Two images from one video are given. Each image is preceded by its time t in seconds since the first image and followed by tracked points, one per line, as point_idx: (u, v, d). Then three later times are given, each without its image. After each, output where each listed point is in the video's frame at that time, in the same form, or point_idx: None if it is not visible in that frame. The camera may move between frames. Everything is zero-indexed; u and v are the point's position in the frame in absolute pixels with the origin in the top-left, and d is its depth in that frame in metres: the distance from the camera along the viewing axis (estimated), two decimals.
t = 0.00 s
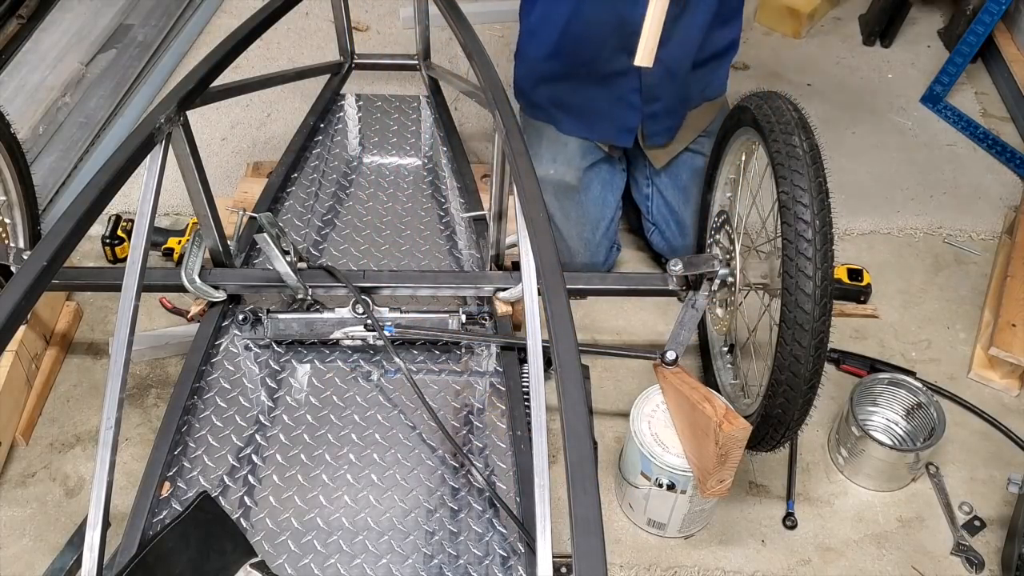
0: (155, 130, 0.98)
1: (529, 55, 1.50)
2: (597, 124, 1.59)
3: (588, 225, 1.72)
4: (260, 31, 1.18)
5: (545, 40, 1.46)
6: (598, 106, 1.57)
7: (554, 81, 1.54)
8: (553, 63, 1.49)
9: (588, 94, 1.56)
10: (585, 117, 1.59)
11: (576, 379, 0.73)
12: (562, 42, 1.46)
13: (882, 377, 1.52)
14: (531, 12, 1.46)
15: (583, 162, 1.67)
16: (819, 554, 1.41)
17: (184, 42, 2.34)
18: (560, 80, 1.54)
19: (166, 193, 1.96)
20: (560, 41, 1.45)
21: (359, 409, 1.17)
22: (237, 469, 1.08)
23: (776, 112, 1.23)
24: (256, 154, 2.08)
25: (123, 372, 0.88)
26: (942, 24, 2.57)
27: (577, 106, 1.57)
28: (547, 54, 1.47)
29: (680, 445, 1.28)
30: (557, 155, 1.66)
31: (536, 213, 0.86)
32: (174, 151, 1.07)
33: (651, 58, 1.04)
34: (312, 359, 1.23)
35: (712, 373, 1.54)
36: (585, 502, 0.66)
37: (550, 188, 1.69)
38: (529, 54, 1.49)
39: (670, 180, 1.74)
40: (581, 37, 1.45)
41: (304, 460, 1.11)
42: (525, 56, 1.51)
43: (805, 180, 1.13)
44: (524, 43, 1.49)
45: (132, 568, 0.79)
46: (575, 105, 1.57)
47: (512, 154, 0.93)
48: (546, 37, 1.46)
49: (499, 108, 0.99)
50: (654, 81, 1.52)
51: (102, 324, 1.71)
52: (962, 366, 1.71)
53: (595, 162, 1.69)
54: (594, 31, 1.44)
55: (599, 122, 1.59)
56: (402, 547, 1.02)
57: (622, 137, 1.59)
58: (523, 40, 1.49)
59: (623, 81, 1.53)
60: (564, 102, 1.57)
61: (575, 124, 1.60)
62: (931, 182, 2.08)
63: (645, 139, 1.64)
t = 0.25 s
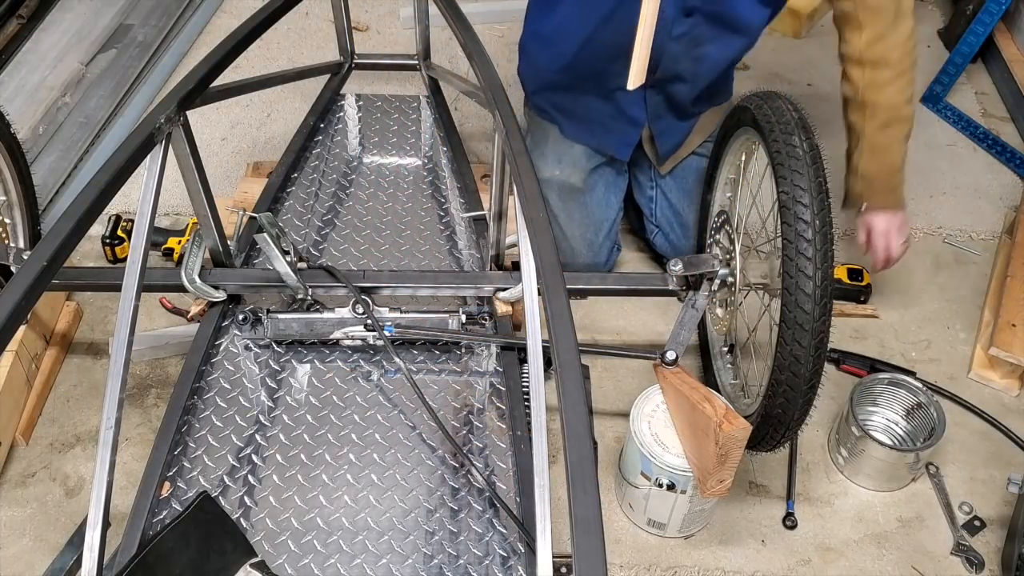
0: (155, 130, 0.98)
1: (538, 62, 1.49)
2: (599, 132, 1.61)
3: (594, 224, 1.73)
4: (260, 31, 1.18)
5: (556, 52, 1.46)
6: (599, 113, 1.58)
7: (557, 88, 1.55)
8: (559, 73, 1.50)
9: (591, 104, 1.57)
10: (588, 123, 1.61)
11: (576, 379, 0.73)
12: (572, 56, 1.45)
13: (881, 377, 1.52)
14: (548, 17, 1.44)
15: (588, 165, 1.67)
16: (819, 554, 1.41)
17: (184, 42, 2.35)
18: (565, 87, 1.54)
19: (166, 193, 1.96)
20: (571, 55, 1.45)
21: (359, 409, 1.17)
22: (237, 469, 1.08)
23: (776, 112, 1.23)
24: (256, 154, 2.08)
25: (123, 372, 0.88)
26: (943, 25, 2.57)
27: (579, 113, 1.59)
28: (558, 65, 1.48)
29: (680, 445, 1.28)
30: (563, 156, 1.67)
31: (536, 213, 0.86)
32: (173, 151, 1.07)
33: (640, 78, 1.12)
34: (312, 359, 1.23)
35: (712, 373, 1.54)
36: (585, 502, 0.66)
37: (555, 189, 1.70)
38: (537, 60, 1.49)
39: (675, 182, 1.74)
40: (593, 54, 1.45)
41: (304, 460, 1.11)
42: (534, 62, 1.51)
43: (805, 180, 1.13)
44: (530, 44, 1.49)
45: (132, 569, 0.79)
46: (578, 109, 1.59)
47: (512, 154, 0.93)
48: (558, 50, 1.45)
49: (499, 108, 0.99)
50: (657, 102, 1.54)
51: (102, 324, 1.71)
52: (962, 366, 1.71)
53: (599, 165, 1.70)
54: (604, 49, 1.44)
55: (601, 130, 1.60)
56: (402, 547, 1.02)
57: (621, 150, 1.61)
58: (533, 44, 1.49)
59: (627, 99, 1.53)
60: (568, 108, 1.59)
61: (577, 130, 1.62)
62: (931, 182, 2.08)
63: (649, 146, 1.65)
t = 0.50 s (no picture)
0: (154, 130, 0.98)
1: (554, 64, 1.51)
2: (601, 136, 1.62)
3: (599, 224, 1.73)
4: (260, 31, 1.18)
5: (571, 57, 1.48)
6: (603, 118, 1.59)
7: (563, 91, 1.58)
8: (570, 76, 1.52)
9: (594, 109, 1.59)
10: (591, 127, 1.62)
11: (576, 380, 0.73)
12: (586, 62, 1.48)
13: (882, 378, 1.52)
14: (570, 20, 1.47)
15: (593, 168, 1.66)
16: (819, 554, 1.41)
17: (184, 42, 2.35)
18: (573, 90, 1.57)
19: (166, 193, 1.96)
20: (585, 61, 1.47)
21: (359, 409, 1.17)
22: (237, 469, 1.08)
23: (776, 112, 1.23)
24: (257, 154, 2.08)
25: (122, 372, 0.88)
26: (943, 25, 2.57)
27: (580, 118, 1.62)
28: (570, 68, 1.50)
29: (680, 445, 1.28)
30: (567, 159, 1.66)
31: (536, 214, 0.86)
32: (174, 151, 1.07)
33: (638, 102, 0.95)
34: (312, 359, 1.23)
35: (712, 373, 1.54)
36: (585, 502, 0.66)
37: (558, 190, 1.69)
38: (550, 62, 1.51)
39: (677, 184, 1.74)
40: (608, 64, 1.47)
41: (304, 460, 1.11)
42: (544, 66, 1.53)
43: (805, 180, 1.13)
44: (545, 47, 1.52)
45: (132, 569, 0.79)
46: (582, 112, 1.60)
47: (512, 155, 0.93)
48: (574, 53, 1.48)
49: (499, 109, 0.99)
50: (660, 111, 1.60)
51: (102, 324, 1.71)
52: (962, 366, 1.71)
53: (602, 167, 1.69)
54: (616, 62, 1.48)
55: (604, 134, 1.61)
56: (402, 547, 1.02)
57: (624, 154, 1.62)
58: (548, 43, 1.51)
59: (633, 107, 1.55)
60: (573, 109, 1.60)
61: (579, 131, 1.63)
62: (931, 182, 2.08)
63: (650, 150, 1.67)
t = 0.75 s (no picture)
0: (155, 130, 0.98)
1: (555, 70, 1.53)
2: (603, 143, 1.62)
3: (599, 225, 1.73)
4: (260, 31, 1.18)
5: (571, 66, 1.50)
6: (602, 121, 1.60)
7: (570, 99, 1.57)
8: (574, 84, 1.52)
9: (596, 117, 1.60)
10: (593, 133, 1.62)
11: (576, 380, 0.73)
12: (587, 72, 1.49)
13: (882, 378, 1.52)
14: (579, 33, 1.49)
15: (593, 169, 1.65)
16: (819, 554, 1.41)
17: (184, 42, 2.35)
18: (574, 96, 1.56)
19: (166, 193, 1.96)
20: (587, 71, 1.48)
21: (359, 409, 1.17)
22: (237, 469, 1.08)
23: (776, 112, 1.23)
24: (257, 154, 2.08)
25: (123, 372, 0.88)
26: (942, 25, 2.57)
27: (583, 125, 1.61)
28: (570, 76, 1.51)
29: (679, 445, 1.28)
30: (567, 159, 1.65)
31: (535, 214, 0.86)
32: (174, 151, 1.07)
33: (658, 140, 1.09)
34: (312, 359, 1.23)
35: (712, 373, 1.54)
36: (585, 502, 0.66)
37: (558, 190, 1.69)
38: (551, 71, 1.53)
39: (677, 184, 1.73)
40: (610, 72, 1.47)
41: (304, 460, 1.11)
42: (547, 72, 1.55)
43: (805, 180, 1.13)
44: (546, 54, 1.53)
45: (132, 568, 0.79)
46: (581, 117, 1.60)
47: (512, 155, 0.93)
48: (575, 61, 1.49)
49: (499, 109, 0.99)
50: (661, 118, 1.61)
51: (102, 324, 1.70)
52: (962, 366, 1.71)
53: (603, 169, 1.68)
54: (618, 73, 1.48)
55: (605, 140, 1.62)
56: (402, 547, 1.02)
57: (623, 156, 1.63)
58: (554, 52, 1.53)
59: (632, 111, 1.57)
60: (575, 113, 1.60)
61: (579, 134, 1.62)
62: (931, 182, 2.08)
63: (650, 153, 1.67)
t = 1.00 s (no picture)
0: (154, 131, 0.98)
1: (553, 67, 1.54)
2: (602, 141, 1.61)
3: (598, 225, 1.73)
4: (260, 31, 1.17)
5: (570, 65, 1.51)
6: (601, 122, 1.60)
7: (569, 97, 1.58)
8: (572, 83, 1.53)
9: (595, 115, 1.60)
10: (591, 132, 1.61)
11: (576, 380, 0.73)
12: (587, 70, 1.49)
13: (882, 378, 1.52)
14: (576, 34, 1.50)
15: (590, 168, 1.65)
16: (819, 554, 1.41)
17: (184, 42, 2.35)
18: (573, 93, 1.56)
19: (166, 193, 1.96)
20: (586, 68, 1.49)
21: (359, 409, 1.17)
22: (237, 469, 1.08)
23: (776, 112, 1.23)
24: (257, 154, 2.09)
25: (123, 372, 0.88)
26: (942, 25, 2.57)
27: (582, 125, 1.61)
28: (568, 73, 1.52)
29: (679, 445, 1.28)
30: (566, 160, 1.65)
31: (536, 213, 0.86)
32: (174, 151, 1.07)
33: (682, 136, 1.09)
34: (312, 359, 1.23)
35: (712, 373, 1.54)
36: (585, 502, 0.66)
37: (556, 191, 1.68)
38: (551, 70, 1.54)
39: (676, 185, 1.73)
40: (609, 71, 1.47)
41: (304, 460, 1.11)
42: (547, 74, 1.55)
43: (805, 180, 1.13)
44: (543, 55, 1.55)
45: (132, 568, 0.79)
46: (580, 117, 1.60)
47: (512, 154, 0.93)
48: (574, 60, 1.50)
49: (499, 109, 0.99)
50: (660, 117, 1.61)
51: (102, 324, 1.70)
52: (962, 366, 1.71)
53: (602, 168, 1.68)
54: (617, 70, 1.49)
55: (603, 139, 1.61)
56: (402, 547, 1.02)
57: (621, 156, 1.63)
58: (552, 53, 1.54)
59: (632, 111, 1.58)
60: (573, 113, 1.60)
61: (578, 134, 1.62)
62: (931, 182, 2.08)
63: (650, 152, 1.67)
